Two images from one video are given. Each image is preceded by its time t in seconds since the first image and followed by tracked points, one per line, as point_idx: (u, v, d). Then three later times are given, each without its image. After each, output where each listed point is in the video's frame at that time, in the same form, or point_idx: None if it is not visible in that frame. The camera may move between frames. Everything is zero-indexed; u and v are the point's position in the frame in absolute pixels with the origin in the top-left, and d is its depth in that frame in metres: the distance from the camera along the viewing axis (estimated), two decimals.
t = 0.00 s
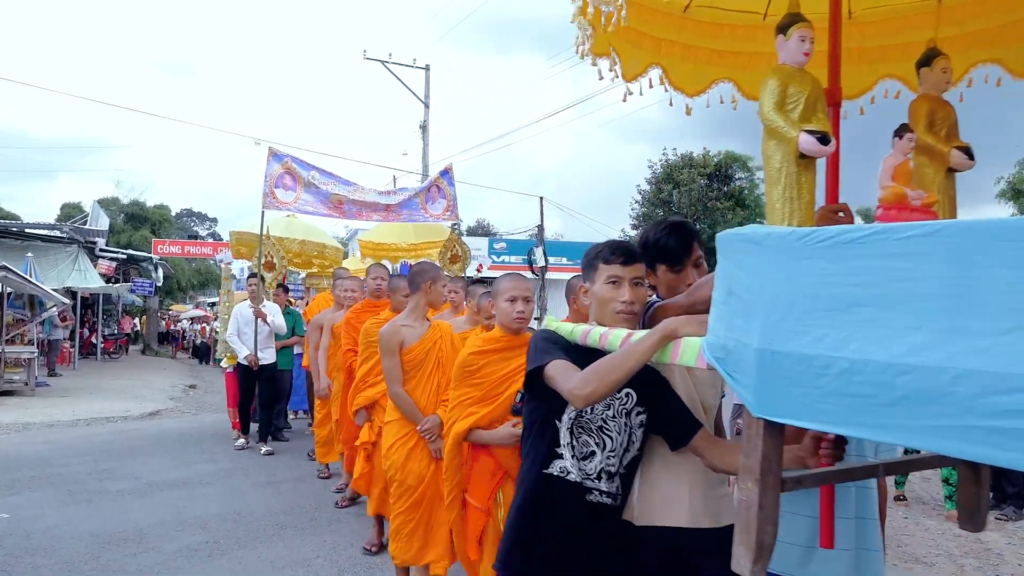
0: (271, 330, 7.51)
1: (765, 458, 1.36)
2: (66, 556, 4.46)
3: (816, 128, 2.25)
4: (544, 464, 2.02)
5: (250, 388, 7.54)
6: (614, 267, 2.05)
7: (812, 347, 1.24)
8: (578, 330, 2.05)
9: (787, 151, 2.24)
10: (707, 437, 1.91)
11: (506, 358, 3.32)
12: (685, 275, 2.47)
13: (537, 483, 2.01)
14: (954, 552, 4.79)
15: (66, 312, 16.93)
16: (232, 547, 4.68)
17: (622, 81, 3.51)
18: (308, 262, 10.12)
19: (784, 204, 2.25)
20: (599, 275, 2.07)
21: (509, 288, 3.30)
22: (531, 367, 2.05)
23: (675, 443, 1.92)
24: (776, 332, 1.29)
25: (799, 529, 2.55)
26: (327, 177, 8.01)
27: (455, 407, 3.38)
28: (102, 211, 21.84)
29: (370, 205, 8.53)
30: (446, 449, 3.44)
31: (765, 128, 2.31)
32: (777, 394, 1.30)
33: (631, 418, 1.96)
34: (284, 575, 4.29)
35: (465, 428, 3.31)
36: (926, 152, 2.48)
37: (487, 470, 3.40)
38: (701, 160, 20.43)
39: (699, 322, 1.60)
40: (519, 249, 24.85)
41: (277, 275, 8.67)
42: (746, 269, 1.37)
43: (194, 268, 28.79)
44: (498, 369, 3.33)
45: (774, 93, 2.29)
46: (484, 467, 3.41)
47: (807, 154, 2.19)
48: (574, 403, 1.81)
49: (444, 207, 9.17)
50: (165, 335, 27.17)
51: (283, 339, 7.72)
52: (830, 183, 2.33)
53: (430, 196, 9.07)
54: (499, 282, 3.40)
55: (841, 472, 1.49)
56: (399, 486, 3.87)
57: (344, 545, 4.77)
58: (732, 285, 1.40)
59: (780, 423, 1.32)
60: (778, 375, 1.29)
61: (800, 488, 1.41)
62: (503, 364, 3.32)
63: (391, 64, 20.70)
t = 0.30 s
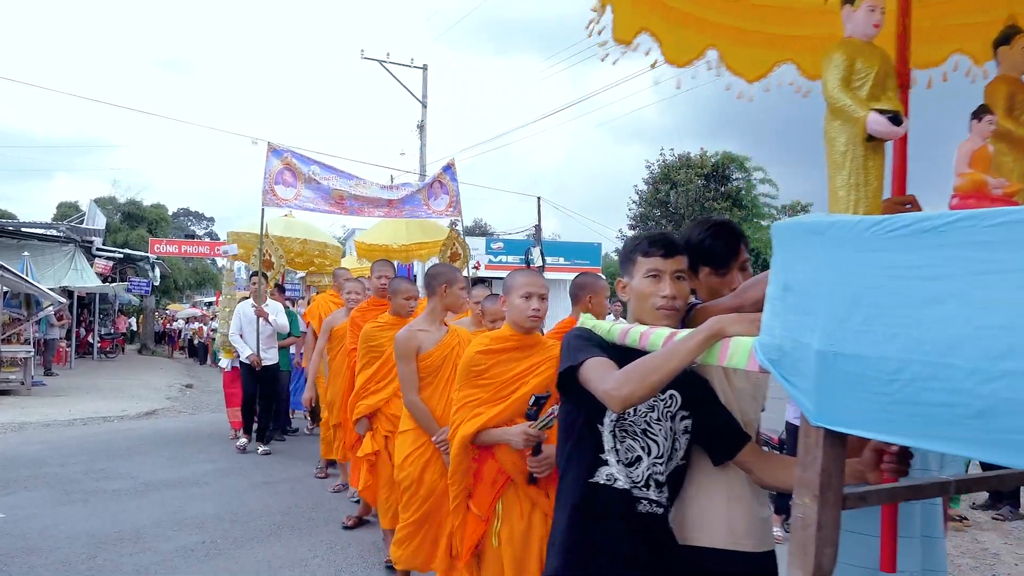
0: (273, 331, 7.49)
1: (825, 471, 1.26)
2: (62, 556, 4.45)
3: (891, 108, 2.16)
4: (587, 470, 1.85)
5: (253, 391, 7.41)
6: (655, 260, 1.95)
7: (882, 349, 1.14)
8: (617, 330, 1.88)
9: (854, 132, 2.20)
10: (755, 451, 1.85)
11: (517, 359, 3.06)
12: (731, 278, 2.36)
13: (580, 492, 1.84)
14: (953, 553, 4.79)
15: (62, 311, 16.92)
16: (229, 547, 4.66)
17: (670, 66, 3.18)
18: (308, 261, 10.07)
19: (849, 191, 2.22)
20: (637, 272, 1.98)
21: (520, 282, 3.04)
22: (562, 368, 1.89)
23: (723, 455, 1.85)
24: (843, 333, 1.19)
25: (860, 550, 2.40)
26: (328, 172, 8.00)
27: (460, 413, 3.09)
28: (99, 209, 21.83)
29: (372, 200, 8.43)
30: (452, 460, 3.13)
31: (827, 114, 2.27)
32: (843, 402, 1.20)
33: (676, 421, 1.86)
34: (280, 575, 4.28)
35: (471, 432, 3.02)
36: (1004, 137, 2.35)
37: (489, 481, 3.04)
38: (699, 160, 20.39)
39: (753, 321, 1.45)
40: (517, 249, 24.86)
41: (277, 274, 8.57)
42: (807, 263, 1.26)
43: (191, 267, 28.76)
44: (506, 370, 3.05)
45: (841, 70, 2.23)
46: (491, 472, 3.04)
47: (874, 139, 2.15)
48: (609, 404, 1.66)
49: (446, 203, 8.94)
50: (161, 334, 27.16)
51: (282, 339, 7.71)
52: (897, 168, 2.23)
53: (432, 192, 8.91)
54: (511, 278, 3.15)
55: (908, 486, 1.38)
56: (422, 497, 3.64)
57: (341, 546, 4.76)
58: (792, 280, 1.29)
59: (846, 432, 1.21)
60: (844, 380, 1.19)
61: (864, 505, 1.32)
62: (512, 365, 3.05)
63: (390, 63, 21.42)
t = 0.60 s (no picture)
0: (272, 331, 7.45)
1: (895, 489, 1.17)
2: (57, 555, 4.45)
3: (966, 82, 1.43)
4: (627, 483, 1.81)
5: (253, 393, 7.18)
6: (691, 251, 1.88)
7: (966, 353, 1.02)
8: (653, 326, 1.79)
9: (924, 110, 1.46)
10: (800, 451, 1.76)
11: (537, 372, 2.99)
12: (788, 269, 2.20)
13: (620, 506, 1.80)
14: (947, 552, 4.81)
15: (57, 310, 16.86)
16: (225, 547, 4.66)
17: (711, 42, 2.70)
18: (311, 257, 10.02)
19: (918, 173, 1.46)
20: (674, 266, 1.90)
21: (541, 288, 3.00)
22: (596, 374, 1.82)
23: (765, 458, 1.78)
24: (918, 335, 1.06)
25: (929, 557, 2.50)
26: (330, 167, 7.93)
27: (476, 424, 3.02)
28: (93, 208, 21.75)
29: (375, 196, 8.48)
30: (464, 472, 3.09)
31: (891, 81, 1.53)
32: (912, 412, 1.09)
33: (712, 424, 1.81)
34: (276, 574, 4.28)
35: (484, 449, 2.94)
36: None
37: (505, 494, 3.02)
38: (695, 160, 20.46)
39: (808, 319, 1.35)
40: (513, 248, 24.84)
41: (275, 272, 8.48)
42: (872, 254, 1.13)
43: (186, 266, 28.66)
44: (525, 380, 2.99)
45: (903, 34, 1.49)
46: (504, 492, 3.03)
47: (950, 114, 1.43)
48: (651, 414, 1.58)
49: (449, 199, 9.03)
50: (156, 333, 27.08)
51: (281, 337, 7.74)
52: (964, 152, 1.91)
53: (435, 189, 8.99)
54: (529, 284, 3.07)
55: (979, 506, 1.33)
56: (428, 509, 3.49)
57: (337, 544, 4.77)
58: (855, 273, 1.17)
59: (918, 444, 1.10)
60: (920, 388, 1.07)
61: (935, 524, 1.23)
62: (532, 376, 2.99)
63: (385, 64, 20.71)
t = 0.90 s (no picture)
0: (269, 329, 7.35)
1: (1001, 525, 1.04)
2: (53, 554, 4.43)
3: None
4: (658, 506, 1.68)
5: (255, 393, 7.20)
6: (712, 249, 1.81)
7: None
8: (693, 336, 1.58)
9: None
10: (854, 465, 1.65)
11: (567, 377, 2.80)
12: (843, 268, 2.12)
13: (649, 532, 1.68)
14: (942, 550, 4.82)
15: (53, 308, 16.81)
16: (221, 545, 4.65)
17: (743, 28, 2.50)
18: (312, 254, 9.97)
19: (1017, 161, 1.30)
20: (703, 256, 1.83)
21: (572, 282, 2.87)
22: (632, 392, 1.67)
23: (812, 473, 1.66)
24: None
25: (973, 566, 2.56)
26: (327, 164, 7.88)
27: (506, 431, 2.86)
28: (89, 206, 21.73)
29: (373, 193, 8.50)
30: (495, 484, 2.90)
31: (987, 57, 1.40)
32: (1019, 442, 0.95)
33: (757, 441, 1.68)
34: (273, 572, 4.28)
35: (518, 454, 2.77)
36: None
37: (542, 509, 2.84)
38: (691, 159, 20.55)
39: (880, 327, 1.22)
40: (510, 247, 24.87)
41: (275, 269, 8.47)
42: (967, 254, 0.99)
43: (182, 264, 28.59)
44: (555, 381, 2.80)
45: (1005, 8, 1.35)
46: (543, 501, 2.85)
47: None
48: (703, 436, 1.41)
49: (449, 195, 8.81)
50: (151, 331, 27.03)
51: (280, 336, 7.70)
52: None
53: (435, 185, 8.78)
54: (562, 278, 2.92)
55: None
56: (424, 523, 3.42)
57: (334, 543, 4.76)
58: (948, 277, 1.02)
59: None
60: None
61: None
62: (565, 377, 2.80)
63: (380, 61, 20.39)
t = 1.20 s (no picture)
0: (269, 326, 7.28)
1: None
2: (49, 553, 4.42)
3: None
4: (704, 521, 1.52)
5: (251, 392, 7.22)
6: (762, 234, 1.67)
7: None
8: (752, 331, 1.49)
9: None
10: (926, 486, 1.53)
11: (588, 383, 2.73)
12: (906, 268, 1.97)
13: (696, 546, 1.51)
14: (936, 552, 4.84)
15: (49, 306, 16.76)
16: (218, 545, 4.64)
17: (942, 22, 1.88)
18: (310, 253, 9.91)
19: None
20: (754, 241, 1.68)
21: (594, 281, 2.82)
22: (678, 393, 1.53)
23: (879, 496, 1.50)
24: None
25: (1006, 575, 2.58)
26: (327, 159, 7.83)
27: (526, 440, 2.78)
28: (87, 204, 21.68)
29: (373, 189, 8.35)
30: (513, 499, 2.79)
31: None
32: None
33: (816, 452, 1.53)
34: (269, 571, 4.27)
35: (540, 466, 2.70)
36: None
37: (564, 520, 2.75)
38: (689, 159, 20.57)
39: (988, 324, 1.15)
40: (507, 246, 24.88)
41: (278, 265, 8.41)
42: None
43: (180, 263, 28.54)
44: (577, 387, 2.73)
45: None
46: (564, 514, 2.75)
47: None
48: (765, 440, 1.27)
49: (451, 193, 8.80)
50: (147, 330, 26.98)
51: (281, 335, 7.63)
52: None
53: (437, 182, 8.80)
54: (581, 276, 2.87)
55: None
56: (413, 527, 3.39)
57: (331, 542, 4.75)
58: None
59: None
60: None
61: None
62: (588, 383, 2.73)
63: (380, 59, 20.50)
